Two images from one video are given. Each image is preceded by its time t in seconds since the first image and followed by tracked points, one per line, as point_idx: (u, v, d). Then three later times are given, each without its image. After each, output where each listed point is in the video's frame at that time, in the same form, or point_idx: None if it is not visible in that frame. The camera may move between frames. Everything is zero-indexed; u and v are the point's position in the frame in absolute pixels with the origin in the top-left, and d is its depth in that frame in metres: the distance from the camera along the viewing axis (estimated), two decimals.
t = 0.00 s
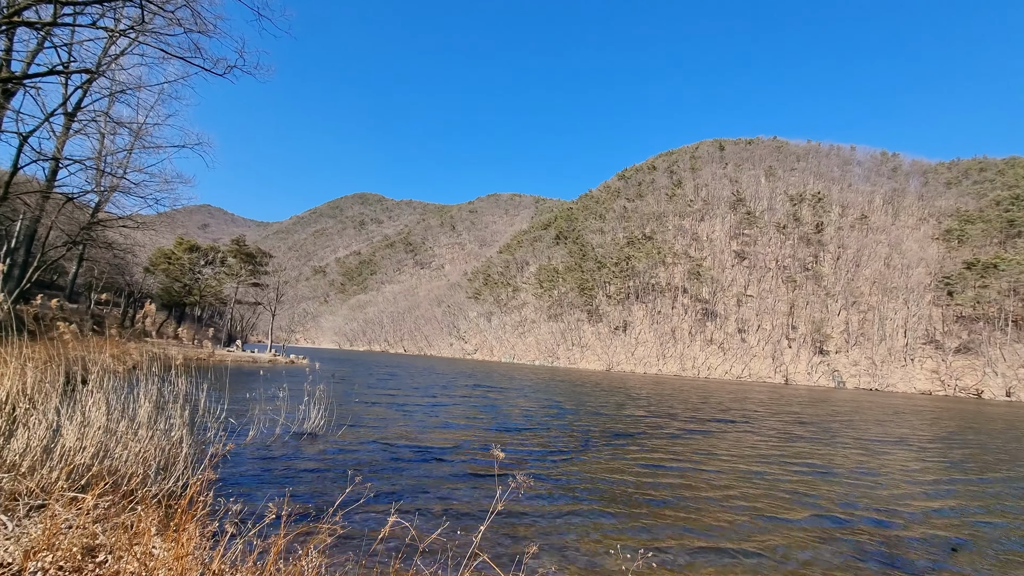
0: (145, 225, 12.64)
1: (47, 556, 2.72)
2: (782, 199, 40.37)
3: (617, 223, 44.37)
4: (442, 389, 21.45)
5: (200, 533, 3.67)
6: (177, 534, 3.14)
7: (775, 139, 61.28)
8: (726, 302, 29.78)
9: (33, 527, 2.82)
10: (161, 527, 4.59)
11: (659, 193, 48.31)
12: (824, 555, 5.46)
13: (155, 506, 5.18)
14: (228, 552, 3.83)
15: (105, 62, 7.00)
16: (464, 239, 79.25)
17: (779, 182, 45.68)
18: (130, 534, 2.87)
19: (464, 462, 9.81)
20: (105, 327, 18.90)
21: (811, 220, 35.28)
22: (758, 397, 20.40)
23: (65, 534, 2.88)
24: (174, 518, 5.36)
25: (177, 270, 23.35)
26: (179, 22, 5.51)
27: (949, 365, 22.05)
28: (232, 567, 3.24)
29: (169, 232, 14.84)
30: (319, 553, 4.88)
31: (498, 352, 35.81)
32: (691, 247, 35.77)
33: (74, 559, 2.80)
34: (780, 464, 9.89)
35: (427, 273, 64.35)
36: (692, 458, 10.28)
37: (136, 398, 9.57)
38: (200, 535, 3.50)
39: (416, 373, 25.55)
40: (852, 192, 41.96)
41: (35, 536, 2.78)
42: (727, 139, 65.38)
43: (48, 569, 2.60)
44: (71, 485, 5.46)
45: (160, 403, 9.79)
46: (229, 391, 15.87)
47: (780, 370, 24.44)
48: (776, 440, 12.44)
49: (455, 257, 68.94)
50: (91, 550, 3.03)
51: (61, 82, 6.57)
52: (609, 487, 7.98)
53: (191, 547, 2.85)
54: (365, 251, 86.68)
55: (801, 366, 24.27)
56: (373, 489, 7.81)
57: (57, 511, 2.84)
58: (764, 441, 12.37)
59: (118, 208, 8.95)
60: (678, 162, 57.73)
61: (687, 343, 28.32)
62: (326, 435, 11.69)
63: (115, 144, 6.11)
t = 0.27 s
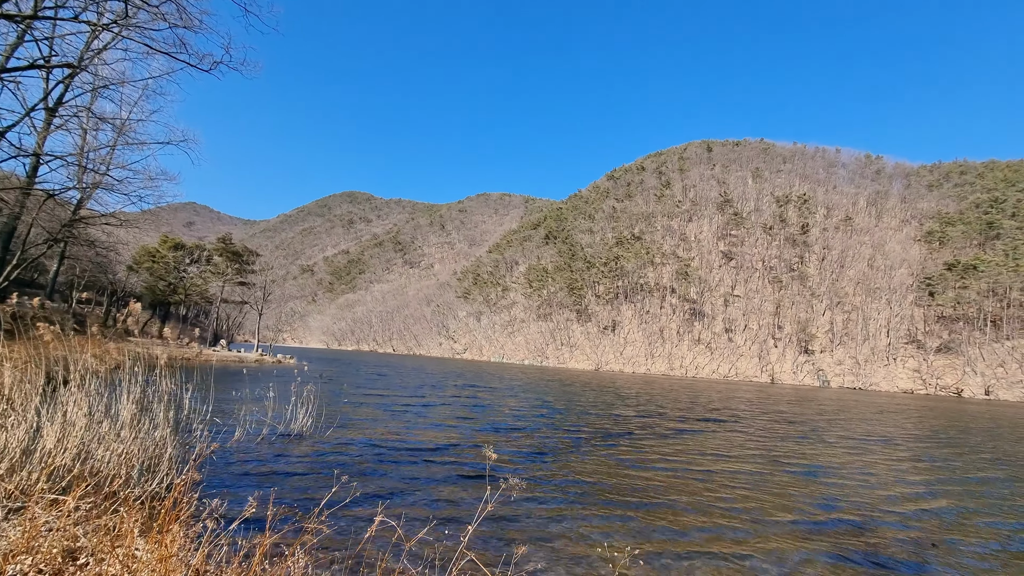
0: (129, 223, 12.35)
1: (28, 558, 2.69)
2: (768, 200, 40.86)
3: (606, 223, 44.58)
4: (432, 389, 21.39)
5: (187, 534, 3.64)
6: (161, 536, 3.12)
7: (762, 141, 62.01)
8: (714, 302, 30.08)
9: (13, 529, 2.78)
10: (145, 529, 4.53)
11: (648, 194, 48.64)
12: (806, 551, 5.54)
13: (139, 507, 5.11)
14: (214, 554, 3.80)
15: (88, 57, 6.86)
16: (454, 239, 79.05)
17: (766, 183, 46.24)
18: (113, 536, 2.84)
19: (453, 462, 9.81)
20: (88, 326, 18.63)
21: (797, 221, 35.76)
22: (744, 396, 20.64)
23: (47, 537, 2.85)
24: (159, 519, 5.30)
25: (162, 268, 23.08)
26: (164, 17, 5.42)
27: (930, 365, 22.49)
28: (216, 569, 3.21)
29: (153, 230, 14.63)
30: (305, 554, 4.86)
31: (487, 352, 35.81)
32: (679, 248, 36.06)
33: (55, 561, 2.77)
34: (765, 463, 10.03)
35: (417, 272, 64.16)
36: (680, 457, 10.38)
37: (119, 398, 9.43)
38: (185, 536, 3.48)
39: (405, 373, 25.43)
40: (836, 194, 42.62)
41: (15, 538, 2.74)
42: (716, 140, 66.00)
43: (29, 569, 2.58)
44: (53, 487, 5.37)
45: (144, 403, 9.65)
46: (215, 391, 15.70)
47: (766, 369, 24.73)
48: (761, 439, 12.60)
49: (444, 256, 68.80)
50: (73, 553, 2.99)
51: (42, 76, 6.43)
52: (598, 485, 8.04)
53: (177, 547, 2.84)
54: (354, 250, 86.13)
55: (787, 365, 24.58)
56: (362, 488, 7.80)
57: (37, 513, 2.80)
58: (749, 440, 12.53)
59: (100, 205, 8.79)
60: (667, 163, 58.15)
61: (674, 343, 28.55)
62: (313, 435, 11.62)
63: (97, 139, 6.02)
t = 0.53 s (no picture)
0: (109, 220, 12.06)
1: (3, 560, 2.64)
2: (753, 201, 41.41)
3: (593, 223, 44.80)
4: (419, 389, 21.29)
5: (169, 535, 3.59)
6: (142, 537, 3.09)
7: (747, 144, 62.82)
8: (699, 302, 30.40)
9: None
10: (125, 530, 4.46)
11: (634, 194, 49.00)
12: (786, 549, 5.63)
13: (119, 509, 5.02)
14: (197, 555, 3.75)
15: (66, 50, 6.72)
16: (441, 238, 78.77)
17: (751, 185, 46.85)
18: (91, 538, 2.80)
19: (440, 462, 9.79)
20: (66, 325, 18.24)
21: (780, 223, 36.31)
22: (728, 395, 20.91)
23: (24, 539, 2.80)
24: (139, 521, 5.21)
25: (142, 266, 22.71)
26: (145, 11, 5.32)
27: (909, 364, 22.99)
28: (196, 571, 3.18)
29: (134, 227, 14.38)
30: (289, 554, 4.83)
31: (474, 351, 35.78)
32: (665, 248, 36.39)
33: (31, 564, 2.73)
34: (748, 461, 10.19)
35: (404, 271, 63.85)
36: (665, 456, 10.49)
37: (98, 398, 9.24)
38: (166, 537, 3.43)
39: (392, 373, 25.28)
40: (819, 196, 43.34)
41: None
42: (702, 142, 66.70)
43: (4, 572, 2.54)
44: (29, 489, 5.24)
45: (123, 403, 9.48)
46: (197, 391, 15.48)
47: (750, 368, 25.08)
48: (744, 438, 12.79)
49: (431, 255, 68.56)
50: (50, 555, 2.93)
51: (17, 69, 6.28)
52: (583, 485, 8.10)
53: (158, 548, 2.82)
54: (340, 249, 85.34)
55: (771, 364, 24.93)
56: (347, 489, 7.76)
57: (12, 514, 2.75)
58: (732, 439, 12.72)
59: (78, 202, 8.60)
60: (653, 164, 58.61)
61: (660, 342, 28.81)
62: (298, 435, 11.51)
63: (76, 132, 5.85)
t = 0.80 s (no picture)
0: (91, 217, 11.82)
1: None
2: (739, 202, 41.84)
3: (582, 223, 44.94)
4: (407, 389, 21.21)
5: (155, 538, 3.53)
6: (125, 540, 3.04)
7: (734, 145, 63.45)
8: (687, 302, 30.65)
9: None
10: (108, 534, 4.38)
11: (623, 194, 49.24)
12: (771, 547, 5.73)
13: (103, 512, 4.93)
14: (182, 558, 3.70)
15: (47, 43, 6.57)
16: (430, 237, 78.46)
17: (738, 186, 47.34)
18: (73, 541, 2.76)
19: (429, 463, 9.77)
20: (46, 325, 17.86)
21: (767, 224, 36.75)
22: (715, 394, 21.11)
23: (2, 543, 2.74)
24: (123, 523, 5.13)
25: (125, 265, 22.36)
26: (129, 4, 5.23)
27: (891, 363, 23.40)
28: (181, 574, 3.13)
29: (116, 225, 14.14)
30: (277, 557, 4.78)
31: (463, 351, 35.71)
32: (653, 248, 36.63)
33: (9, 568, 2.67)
34: (734, 460, 10.31)
35: (392, 270, 63.53)
36: (653, 455, 10.58)
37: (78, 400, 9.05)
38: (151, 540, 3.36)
39: (380, 373, 25.13)
40: (804, 197, 43.92)
41: None
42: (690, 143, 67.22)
43: None
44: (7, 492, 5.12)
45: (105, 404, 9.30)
46: (182, 392, 15.28)
47: (737, 368, 25.34)
48: (730, 437, 12.94)
49: (420, 254, 68.27)
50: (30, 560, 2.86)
51: None
52: (573, 484, 8.15)
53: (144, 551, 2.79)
54: (328, 248, 84.64)
55: (757, 364, 25.21)
56: (336, 490, 7.73)
57: None
58: (719, 438, 12.85)
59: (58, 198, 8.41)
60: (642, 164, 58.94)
61: (649, 342, 29.00)
62: (285, 436, 11.41)
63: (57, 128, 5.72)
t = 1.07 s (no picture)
0: (72, 215, 11.60)
1: None
2: (726, 203, 42.28)
3: (571, 223, 45.12)
4: (396, 389, 21.12)
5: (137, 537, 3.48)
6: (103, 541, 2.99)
7: (722, 147, 64.12)
8: (675, 302, 30.91)
9: None
10: (88, 535, 4.30)
11: (612, 195, 49.51)
12: (754, 544, 5.81)
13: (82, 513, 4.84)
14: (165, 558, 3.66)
15: (27, 37, 6.43)
16: (419, 237, 78.24)
17: (725, 187, 47.86)
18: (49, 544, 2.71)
19: (417, 463, 9.75)
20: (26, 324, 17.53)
21: (753, 225, 37.20)
22: (702, 393, 21.31)
23: None
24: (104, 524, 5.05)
25: (108, 263, 22.01)
26: None
27: (874, 362, 23.79)
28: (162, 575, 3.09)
29: (98, 223, 13.92)
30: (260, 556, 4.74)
31: (452, 351, 35.65)
32: (642, 249, 36.89)
33: None
34: (721, 459, 10.42)
35: (381, 270, 63.23)
36: (641, 455, 10.65)
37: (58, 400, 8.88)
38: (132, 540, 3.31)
39: (368, 373, 24.99)
40: (790, 199, 44.51)
41: None
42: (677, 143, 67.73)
43: None
44: None
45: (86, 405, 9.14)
46: (165, 392, 15.06)
47: (723, 367, 25.60)
48: (717, 437, 13.06)
49: (409, 254, 68.02)
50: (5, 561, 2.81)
51: None
52: (560, 484, 8.18)
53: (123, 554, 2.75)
54: (316, 247, 84.04)
55: (743, 363, 25.50)
56: (321, 490, 7.67)
57: None
58: (705, 437, 12.97)
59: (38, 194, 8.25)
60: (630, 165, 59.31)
61: (637, 342, 29.19)
62: (270, 437, 11.31)
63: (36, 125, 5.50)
